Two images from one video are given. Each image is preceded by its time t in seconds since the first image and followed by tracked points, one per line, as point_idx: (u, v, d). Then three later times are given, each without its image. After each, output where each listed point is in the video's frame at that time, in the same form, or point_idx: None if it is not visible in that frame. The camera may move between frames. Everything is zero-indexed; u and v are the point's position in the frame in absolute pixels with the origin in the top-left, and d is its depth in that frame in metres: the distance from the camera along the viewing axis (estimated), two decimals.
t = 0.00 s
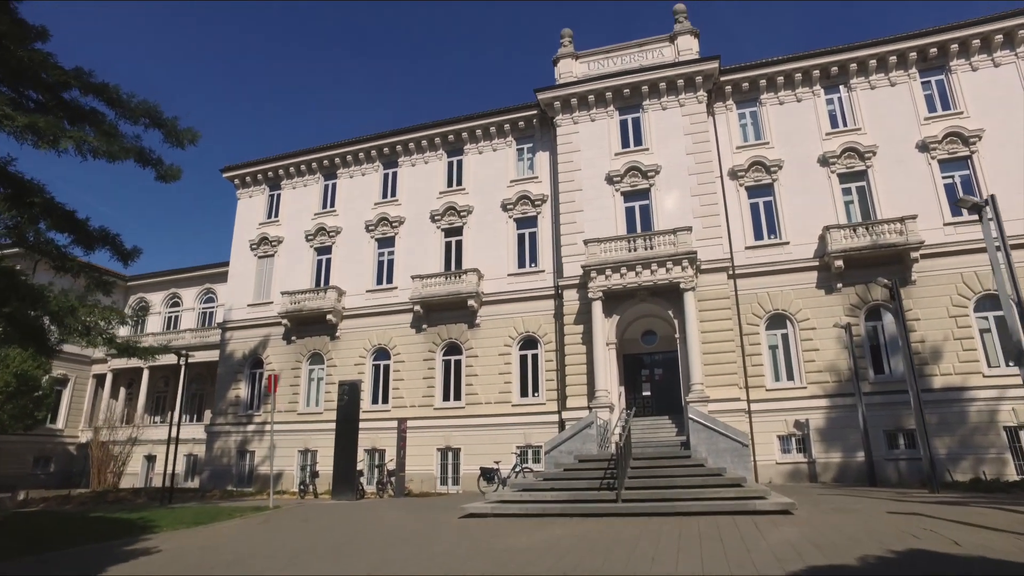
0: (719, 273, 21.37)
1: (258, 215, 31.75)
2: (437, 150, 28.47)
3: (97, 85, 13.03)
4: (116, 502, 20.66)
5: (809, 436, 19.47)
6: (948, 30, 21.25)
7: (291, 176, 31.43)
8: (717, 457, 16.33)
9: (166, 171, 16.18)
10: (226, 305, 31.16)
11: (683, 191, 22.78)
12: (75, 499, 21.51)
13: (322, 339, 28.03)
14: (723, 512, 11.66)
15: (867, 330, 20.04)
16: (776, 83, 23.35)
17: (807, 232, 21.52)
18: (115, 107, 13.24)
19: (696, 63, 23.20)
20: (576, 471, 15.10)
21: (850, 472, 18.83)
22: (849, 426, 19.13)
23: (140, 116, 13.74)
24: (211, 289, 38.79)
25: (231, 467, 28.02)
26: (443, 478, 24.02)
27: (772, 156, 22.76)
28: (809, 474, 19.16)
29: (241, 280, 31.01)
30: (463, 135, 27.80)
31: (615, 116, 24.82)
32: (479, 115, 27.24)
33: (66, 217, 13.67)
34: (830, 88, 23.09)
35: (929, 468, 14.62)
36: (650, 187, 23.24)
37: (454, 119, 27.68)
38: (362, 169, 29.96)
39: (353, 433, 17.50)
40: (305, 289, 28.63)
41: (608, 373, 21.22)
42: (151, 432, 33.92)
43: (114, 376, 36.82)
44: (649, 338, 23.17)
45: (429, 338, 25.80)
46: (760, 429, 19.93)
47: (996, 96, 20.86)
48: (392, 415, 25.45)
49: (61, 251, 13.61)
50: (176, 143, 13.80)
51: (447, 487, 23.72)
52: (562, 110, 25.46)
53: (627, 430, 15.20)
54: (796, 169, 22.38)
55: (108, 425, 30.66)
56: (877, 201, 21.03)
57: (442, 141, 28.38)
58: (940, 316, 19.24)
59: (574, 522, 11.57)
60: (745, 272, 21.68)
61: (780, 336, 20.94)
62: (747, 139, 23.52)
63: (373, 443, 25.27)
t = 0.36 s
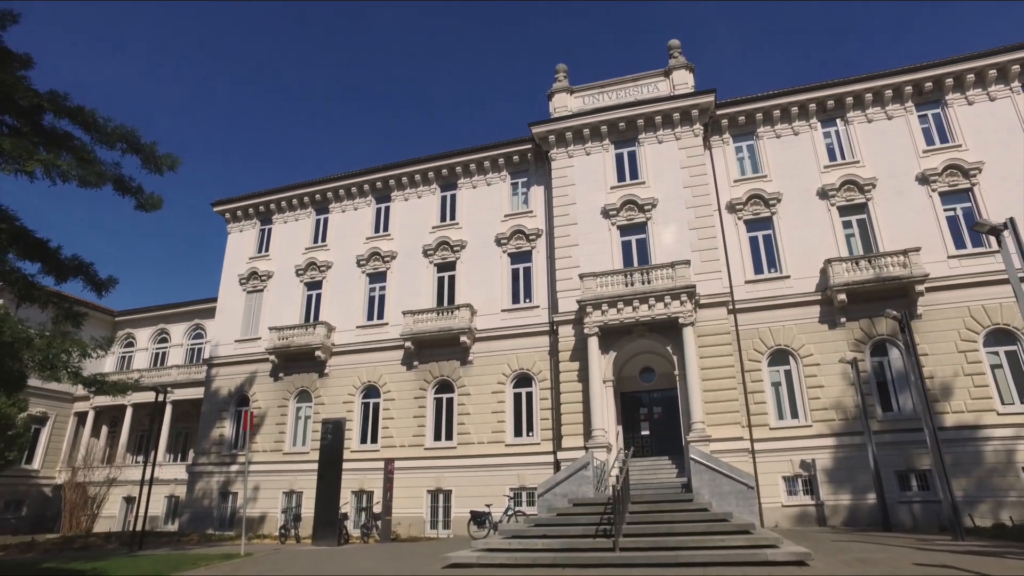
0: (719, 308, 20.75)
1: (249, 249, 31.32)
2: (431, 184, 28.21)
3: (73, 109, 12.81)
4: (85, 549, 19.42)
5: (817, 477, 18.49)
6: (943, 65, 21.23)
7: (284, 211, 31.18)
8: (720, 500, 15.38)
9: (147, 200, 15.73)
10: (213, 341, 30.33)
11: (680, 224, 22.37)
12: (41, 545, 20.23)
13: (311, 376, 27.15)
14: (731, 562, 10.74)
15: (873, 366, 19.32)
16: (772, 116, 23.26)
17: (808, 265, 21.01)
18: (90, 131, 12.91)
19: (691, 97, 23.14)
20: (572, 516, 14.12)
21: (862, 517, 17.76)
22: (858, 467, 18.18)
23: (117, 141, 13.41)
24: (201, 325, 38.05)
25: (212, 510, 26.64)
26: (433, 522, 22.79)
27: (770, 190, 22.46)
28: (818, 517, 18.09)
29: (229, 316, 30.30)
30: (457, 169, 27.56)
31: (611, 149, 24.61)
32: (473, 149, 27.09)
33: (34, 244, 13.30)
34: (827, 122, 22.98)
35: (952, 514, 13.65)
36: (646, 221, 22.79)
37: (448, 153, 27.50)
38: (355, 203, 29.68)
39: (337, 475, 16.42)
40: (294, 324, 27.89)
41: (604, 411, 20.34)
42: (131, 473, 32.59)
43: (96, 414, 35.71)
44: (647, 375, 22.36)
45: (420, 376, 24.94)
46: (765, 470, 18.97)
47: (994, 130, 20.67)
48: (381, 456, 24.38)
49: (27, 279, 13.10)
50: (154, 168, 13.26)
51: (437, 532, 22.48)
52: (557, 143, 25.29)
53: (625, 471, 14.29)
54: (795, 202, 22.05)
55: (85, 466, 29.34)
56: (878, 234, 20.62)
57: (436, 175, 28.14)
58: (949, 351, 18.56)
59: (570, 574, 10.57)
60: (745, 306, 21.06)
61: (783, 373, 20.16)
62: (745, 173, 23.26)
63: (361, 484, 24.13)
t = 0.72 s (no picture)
0: (718, 311, 20.14)
1: (237, 253, 30.75)
2: (423, 186, 27.67)
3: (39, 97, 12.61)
4: (59, 562, 18.63)
5: (821, 486, 17.82)
6: (945, 64, 20.81)
7: (273, 215, 30.66)
8: (721, 510, 14.72)
9: (123, 198, 15.10)
10: (200, 347, 29.62)
11: (678, 226, 21.80)
12: (13, 558, 19.39)
13: (299, 382, 26.44)
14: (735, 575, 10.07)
15: (877, 371, 18.72)
16: (771, 117, 22.81)
17: (809, 267, 20.47)
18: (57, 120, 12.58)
19: (688, 97, 22.67)
20: (565, 527, 13.40)
21: (867, 527, 17.05)
22: (864, 475, 17.51)
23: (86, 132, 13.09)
24: (190, 332, 37.37)
25: (196, 520, 25.68)
26: (423, 532, 22.03)
27: (770, 191, 21.96)
28: (822, 527, 17.37)
29: (216, 321, 29.62)
30: (449, 171, 27.04)
31: (606, 151, 24.10)
32: (467, 151, 26.59)
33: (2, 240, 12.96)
34: (827, 123, 22.51)
35: (968, 524, 12.99)
36: (643, 223, 22.20)
37: (441, 155, 27.00)
38: (346, 207, 29.13)
39: (320, 485, 15.68)
40: (282, 329, 27.22)
41: (600, 418, 19.65)
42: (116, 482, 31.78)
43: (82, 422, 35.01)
44: (644, 381, 21.70)
45: (410, 382, 24.26)
46: (766, 479, 18.30)
47: (998, 129, 20.19)
48: (370, 464, 23.62)
49: None
50: (124, 161, 12.72)
51: (428, 543, 21.72)
52: (551, 144, 24.79)
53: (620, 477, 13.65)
54: (796, 203, 21.53)
55: (67, 476, 28.42)
56: (881, 235, 20.08)
57: (428, 178, 27.61)
58: (955, 355, 18.00)
59: None
60: (745, 310, 20.47)
61: (784, 378, 19.53)
62: (743, 174, 22.74)
63: (350, 493, 23.39)
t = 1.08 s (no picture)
0: (718, 306, 19.55)
1: (227, 248, 30.11)
2: (416, 179, 27.06)
3: None
4: (36, 565, 17.95)
5: (824, 486, 17.22)
6: (951, 52, 20.24)
7: (263, 209, 30.03)
8: (722, 511, 14.13)
9: (98, 184, 14.42)
10: (188, 344, 28.94)
11: (677, 219, 21.19)
12: None
13: (288, 379, 25.80)
14: None
15: (882, 367, 18.15)
16: (773, 107, 22.23)
17: (812, 261, 19.88)
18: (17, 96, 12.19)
19: (687, 87, 22.08)
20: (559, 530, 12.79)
21: (873, 528, 16.45)
22: (869, 475, 16.92)
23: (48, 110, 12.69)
24: (180, 329, 36.69)
25: (182, 521, 24.67)
26: (415, 534, 21.38)
27: (771, 183, 21.38)
28: (826, 529, 16.77)
29: (205, 317, 28.95)
30: (443, 164, 26.42)
31: (603, 142, 23.49)
32: (461, 143, 25.98)
33: None
34: (830, 114, 21.94)
35: (984, 527, 12.41)
36: (641, 215, 21.59)
37: (434, 147, 26.38)
38: (337, 200, 28.50)
39: (303, 487, 15.07)
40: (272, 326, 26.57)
41: (597, 417, 19.02)
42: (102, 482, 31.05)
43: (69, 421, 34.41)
44: (642, 379, 21.08)
45: (402, 379, 23.63)
46: (768, 479, 17.71)
47: (1007, 119, 19.61)
48: (361, 464, 22.97)
49: None
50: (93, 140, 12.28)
51: (419, 544, 21.08)
52: (547, 136, 24.18)
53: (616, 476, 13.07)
54: (798, 196, 20.95)
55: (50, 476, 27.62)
56: (886, 228, 19.50)
57: (421, 171, 27.00)
58: (963, 351, 17.44)
59: None
60: (746, 305, 19.88)
61: (786, 375, 18.94)
62: (744, 166, 22.15)
63: (340, 494, 22.77)
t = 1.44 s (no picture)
0: (717, 301, 18.95)
1: (214, 243, 29.43)
2: (407, 173, 26.44)
3: None
4: (9, 570, 17.23)
5: (827, 486, 16.62)
6: (957, 40, 19.68)
7: (252, 203, 29.37)
8: (722, 513, 13.52)
9: (70, 171, 13.76)
10: (174, 342, 28.23)
11: (674, 211, 20.59)
12: None
13: (276, 377, 25.14)
14: None
15: (886, 364, 17.58)
16: (773, 98, 21.65)
17: (813, 254, 19.31)
18: None
19: (685, 76, 21.48)
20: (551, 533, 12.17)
21: (878, 530, 15.86)
22: (874, 475, 16.34)
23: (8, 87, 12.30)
24: (168, 327, 35.94)
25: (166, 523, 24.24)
26: (404, 536, 20.74)
27: (771, 174, 20.80)
28: (829, 530, 16.18)
29: (192, 314, 28.26)
30: (436, 157, 25.79)
31: (599, 134, 22.88)
32: (453, 135, 25.37)
33: None
34: (832, 104, 21.37)
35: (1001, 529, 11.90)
36: (638, 208, 20.97)
37: (426, 140, 25.75)
38: (327, 194, 27.86)
39: (285, 487, 14.38)
40: (259, 322, 25.90)
41: (592, 415, 18.40)
42: (87, 483, 30.28)
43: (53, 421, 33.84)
44: (638, 376, 20.46)
45: (392, 377, 22.99)
46: (769, 479, 17.12)
47: (1014, 109, 19.06)
48: (350, 464, 22.31)
49: None
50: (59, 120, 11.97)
51: (409, 547, 20.43)
52: (541, 128, 23.57)
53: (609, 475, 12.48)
54: (799, 188, 20.37)
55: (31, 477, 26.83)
56: (890, 221, 18.93)
57: (413, 164, 26.38)
58: (970, 347, 16.88)
59: None
60: (745, 300, 19.29)
61: (787, 372, 18.35)
62: (743, 158, 21.57)
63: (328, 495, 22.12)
